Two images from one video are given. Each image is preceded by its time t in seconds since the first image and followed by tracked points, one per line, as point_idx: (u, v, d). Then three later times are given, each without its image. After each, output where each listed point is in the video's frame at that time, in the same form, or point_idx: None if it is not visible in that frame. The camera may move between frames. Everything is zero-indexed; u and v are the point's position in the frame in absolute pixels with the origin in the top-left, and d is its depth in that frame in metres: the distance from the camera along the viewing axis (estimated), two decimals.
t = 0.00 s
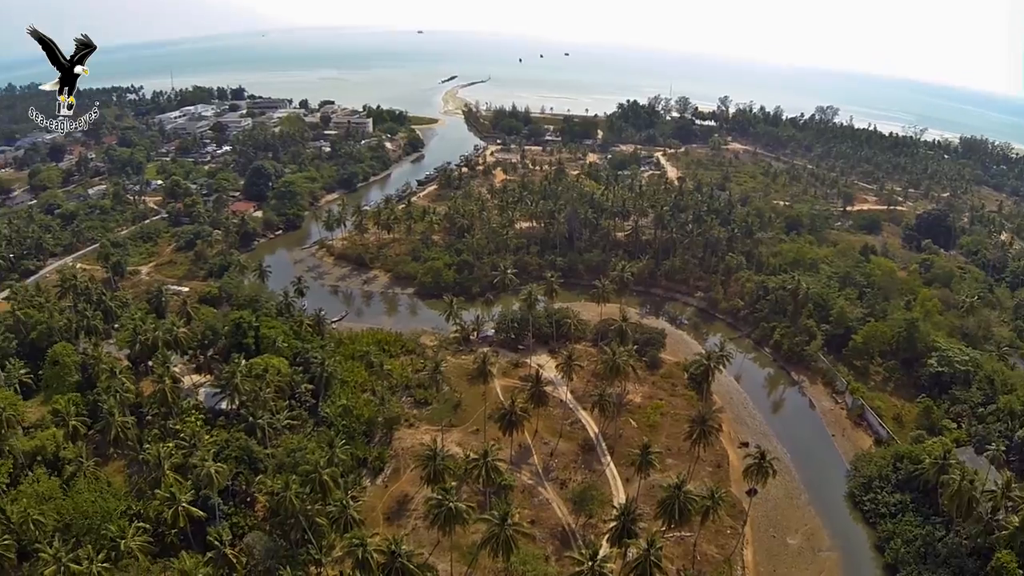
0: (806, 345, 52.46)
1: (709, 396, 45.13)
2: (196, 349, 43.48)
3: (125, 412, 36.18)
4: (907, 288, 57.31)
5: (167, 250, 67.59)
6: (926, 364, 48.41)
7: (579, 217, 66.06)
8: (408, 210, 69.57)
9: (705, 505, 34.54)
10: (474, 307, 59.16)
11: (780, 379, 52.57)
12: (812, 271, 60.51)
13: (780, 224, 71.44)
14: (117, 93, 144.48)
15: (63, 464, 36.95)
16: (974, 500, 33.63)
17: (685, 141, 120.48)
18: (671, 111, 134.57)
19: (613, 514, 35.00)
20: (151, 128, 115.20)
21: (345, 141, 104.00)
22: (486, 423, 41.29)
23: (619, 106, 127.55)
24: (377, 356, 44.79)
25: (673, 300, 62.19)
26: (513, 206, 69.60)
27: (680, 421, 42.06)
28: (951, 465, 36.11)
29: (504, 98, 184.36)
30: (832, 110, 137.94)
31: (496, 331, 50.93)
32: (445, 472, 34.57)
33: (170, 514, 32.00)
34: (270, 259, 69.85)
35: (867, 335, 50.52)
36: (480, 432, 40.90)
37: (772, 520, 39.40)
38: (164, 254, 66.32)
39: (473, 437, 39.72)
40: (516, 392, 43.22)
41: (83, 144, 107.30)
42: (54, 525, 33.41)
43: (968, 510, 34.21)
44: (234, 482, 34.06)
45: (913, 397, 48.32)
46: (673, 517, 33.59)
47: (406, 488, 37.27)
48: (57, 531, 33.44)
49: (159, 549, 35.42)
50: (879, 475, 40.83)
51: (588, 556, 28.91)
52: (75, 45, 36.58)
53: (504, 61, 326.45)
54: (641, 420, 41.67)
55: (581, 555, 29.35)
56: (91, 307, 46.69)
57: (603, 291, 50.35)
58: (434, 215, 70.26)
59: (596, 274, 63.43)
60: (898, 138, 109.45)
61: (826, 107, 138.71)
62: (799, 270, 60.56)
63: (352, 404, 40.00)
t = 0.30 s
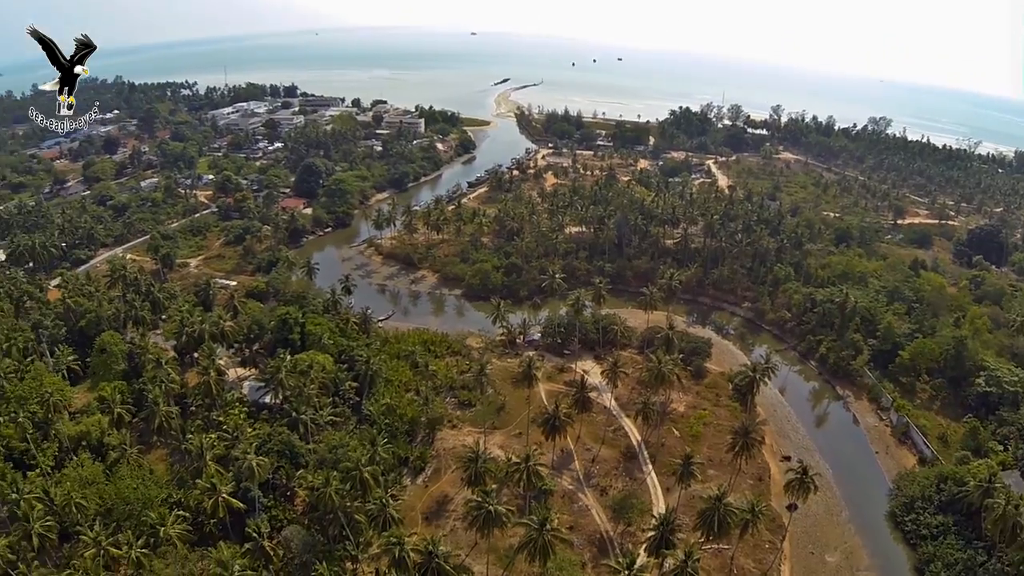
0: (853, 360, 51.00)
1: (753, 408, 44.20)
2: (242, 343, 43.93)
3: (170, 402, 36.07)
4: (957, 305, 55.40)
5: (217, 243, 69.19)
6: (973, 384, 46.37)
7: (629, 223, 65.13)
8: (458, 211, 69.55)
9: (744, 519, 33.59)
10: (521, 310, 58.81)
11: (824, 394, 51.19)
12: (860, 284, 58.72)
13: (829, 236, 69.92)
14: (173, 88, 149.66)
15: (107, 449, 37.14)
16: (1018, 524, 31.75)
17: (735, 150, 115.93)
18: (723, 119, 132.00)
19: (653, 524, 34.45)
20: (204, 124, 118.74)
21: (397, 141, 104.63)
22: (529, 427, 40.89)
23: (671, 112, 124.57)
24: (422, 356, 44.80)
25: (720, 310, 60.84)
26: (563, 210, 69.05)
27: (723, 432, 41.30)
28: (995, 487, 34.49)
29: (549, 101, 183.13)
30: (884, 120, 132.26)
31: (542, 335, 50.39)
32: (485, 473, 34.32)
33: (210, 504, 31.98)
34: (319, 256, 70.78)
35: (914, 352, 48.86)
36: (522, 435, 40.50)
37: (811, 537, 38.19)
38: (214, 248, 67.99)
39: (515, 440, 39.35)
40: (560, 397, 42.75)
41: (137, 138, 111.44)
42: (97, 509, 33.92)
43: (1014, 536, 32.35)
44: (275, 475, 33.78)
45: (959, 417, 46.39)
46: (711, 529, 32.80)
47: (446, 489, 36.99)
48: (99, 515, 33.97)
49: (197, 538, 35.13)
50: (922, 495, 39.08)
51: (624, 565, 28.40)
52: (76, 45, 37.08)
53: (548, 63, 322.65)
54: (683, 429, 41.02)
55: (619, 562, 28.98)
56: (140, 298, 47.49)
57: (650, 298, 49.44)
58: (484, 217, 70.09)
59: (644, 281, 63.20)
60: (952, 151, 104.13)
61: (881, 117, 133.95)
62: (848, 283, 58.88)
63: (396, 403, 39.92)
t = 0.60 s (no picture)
0: (900, 377, 49.13)
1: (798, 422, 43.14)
2: (290, 338, 44.49)
3: (215, 394, 36.04)
4: (1012, 325, 52.63)
5: (268, 238, 71.10)
6: None
7: (680, 231, 63.77)
8: (510, 214, 69.34)
9: (784, 534, 32.66)
10: (570, 315, 58.38)
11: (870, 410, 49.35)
12: (911, 299, 56.69)
13: (880, 249, 67.40)
14: (228, 83, 155.32)
15: (151, 437, 37.34)
16: None
17: (788, 160, 111.25)
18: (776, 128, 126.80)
19: (692, 535, 33.94)
20: (257, 120, 122.30)
21: (450, 141, 104.96)
22: (573, 432, 40.51)
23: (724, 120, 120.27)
24: (469, 358, 44.87)
25: (768, 322, 59.06)
26: (614, 216, 68.37)
27: (767, 445, 40.55)
28: None
29: (599, 104, 180.67)
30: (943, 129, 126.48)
31: (590, 340, 49.93)
32: (527, 478, 34.10)
33: (251, 496, 32.07)
34: (369, 254, 71.82)
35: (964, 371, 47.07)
36: (566, 440, 40.15)
37: (851, 555, 36.56)
38: (265, 243, 69.80)
39: (558, 445, 39.06)
40: (605, 404, 42.34)
41: (190, 132, 115.63)
42: (138, 495, 33.94)
43: None
44: (316, 471, 33.38)
45: (1010, 440, 43.92)
46: (749, 543, 32.08)
47: (486, 491, 36.75)
48: (140, 501, 33.95)
49: (236, 529, 34.94)
50: (966, 518, 36.97)
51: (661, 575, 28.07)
52: (78, 46, 37.10)
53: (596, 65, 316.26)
54: (727, 441, 40.49)
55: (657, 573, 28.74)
56: (190, 290, 48.53)
57: (700, 307, 48.71)
58: (535, 220, 69.62)
59: (692, 289, 61.20)
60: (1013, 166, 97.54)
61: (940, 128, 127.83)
62: (898, 298, 56.69)
63: (441, 404, 39.94)
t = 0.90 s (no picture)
0: (943, 395, 46.82)
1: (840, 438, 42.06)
2: (334, 334, 44.92)
3: (257, 388, 36.09)
4: None
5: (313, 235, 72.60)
6: None
7: (727, 239, 62.48)
8: (558, 218, 68.99)
9: (820, 551, 31.87)
10: (615, 320, 57.81)
11: (913, 427, 47.10)
12: (957, 316, 54.17)
13: (926, 264, 65.28)
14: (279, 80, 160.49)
15: (191, 427, 37.53)
16: None
17: (838, 171, 107.57)
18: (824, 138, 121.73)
19: (727, 547, 33.51)
20: (307, 117, 125.51)
21: (499, 143, 104.95)
22: (612, 439, 40.14)
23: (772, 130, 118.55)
24: (512, 361, 44.70)
25: (812, 333, 57.54)
26: (661, 223, 67.81)
27: (807, 460, 39.93)
28: None
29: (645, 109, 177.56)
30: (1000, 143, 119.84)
31: (633, 347, 49.38)
32: (564, 483, 33.89)
33: (288, 491, 32.07)
34: (415, 254, 72.54)
35: (1011, 392, 43.79)
36: (605, 446, 39.81)
37: None
38: (311, 239, 71.26)
39: (597, 451, 38.73)
40: (646, 411, 41.89)
41: (240, 128, 120.69)
42: (177, 484, 34.10)
43: None
44: (354, 469, 32.83)
45: None
46: (784, 559, 31.27)
47: (524, 494, 36.49)
48: (179, 490, 34.13)
49: (272, 521, 34.76)
50: (1008, 543, 34.37)
51: None
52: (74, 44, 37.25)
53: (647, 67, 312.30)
54: (767, 453, 40.04)
55: None
56: (234, 285, 49.40)
57: (743, 318, 47.85)
58: (582, 225, 69.16)
59: (737, 299, 59.36)
60: None
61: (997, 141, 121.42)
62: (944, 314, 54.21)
63: (481, 405, 39.95)
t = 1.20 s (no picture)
0: (993, 418, 44.73)
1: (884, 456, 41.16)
2: (381, 332, 45.33)
3: (302, 383, 36.20)
4: None
5: (363, 232, 74.12)
6: None
7: (777, 249, 61.13)
8: (609, 223, 68.37)
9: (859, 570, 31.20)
10: (663, 328, 57.17)
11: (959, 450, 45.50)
12: (1012, 336, 51.34)
13: (978, 280, 62.32)
14: (333, 79, 165.75)
15: (235, 418, 37.75)
16: None
17: (891, 183, 100.82)
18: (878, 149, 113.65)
19: (765, 562, 33.00)
20: (360, 115, 128.90)
21: (551, 146, 104.65)
22: (655, 447, 39.71)
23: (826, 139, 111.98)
24: (558, 365, 44.15)
25: (859, 348, 56.01)
26: (712, 231, 67.15)
27: (849, 477, 39.31)
28: None
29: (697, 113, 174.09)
30: None
31: (680, 355, 48.81)
32: (605, 490, 33.78)
33: (328, 485, 32.15)
34: (464, 255, 73.18)
35: None
36: (647, 454, 39.41)
37: None
38: (361, 237, 72.86)
39: (639, 458, 38.47)
40: (691, 420, 41.42)
41: (293, 124, 125.50)
42: (218, 473, 34.27)
43: None
44: (395, 467, 33.27)
45: None
46: None
47: (564, 500, 36.29)
48: (220, 480, 34.28)
49: (311, 514, 34.92)
50: None
51: None
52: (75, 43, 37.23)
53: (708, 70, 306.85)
54: (809, 468, 39.54)
55: None
56: (284, 279, 49.99)
57: (791, 330, 46.90)
58: (633, 231, 68.46)
59: (787, 310, 58.00)
60: None
61: None
62: (996, 334, 51.56)
63: (525, 407, 39.39)
